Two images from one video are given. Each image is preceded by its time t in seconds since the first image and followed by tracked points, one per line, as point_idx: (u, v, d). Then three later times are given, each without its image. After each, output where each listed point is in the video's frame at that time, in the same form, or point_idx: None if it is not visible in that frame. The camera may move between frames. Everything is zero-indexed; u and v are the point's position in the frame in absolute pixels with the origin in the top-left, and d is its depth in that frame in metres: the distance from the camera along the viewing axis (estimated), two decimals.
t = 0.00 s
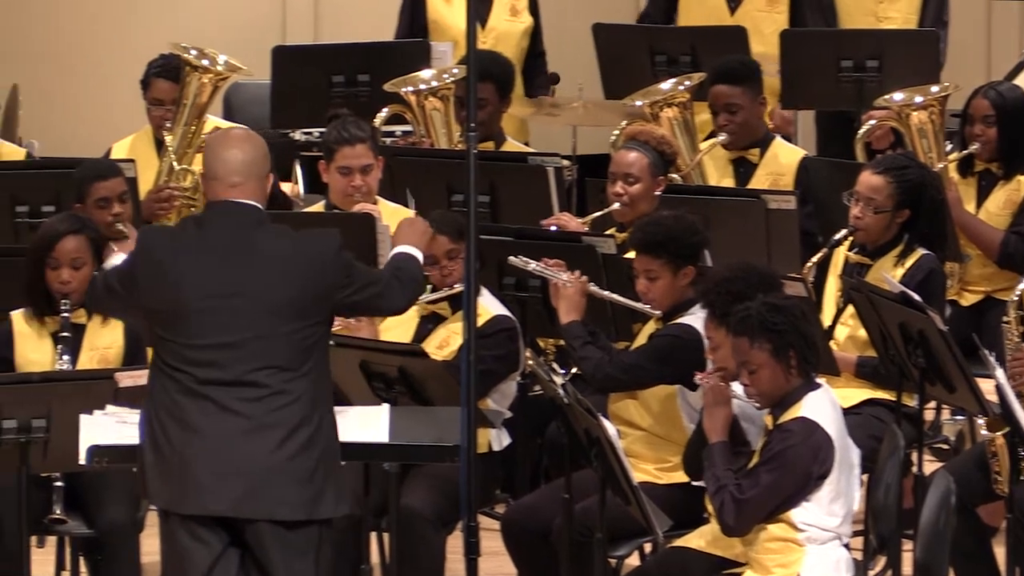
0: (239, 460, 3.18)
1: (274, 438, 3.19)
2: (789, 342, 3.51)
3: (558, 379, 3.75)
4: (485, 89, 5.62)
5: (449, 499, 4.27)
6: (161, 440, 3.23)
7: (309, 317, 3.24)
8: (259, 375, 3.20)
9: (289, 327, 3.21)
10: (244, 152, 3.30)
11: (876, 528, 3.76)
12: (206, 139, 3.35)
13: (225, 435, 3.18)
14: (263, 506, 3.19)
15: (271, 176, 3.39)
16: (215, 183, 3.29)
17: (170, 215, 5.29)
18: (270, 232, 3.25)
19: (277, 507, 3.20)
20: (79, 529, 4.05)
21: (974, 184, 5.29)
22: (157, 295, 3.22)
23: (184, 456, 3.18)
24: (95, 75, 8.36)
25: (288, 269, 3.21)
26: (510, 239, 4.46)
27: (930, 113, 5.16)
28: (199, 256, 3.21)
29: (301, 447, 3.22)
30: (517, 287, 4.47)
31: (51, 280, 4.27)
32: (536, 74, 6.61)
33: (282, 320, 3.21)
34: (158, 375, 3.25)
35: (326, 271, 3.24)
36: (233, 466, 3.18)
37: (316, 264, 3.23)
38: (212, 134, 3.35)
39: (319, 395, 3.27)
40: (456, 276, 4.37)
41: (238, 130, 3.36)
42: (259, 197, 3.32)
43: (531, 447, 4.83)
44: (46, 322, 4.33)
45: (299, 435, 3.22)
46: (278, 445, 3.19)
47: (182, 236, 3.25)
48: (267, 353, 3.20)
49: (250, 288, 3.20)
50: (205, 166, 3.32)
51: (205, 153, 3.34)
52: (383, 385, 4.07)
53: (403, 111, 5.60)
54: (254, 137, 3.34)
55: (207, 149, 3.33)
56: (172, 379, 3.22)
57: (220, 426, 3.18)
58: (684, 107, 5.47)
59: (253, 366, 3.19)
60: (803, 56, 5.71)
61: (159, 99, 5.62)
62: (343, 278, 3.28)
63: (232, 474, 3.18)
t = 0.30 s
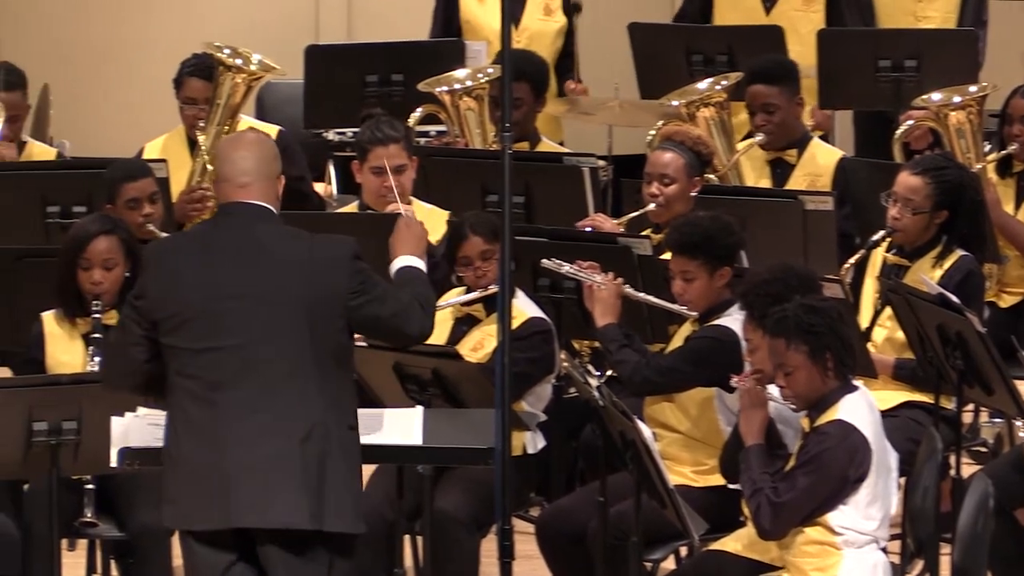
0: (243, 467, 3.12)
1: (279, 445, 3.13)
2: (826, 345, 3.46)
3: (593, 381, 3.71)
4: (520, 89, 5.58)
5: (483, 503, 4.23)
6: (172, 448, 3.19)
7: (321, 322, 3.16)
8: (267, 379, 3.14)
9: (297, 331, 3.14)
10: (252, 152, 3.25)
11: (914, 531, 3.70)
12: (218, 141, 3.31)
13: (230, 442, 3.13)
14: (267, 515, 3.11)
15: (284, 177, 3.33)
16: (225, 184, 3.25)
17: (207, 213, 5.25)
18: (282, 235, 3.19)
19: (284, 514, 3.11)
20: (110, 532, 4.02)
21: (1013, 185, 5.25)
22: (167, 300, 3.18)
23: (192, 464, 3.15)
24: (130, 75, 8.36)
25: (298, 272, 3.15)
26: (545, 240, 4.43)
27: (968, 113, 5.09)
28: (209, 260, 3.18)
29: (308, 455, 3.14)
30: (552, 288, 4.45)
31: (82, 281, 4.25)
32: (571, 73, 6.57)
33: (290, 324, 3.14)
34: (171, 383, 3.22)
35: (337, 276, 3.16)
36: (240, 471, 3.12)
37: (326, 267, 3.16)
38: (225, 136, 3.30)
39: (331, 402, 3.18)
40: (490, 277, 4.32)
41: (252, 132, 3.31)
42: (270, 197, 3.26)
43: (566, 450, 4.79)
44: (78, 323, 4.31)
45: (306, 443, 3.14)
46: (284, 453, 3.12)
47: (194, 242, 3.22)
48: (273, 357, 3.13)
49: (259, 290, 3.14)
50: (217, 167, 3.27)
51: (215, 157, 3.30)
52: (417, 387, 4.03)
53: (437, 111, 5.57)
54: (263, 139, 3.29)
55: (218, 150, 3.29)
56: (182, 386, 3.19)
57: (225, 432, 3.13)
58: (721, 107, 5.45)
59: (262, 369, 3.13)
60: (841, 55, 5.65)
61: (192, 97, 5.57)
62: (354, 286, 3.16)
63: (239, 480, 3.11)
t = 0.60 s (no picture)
0: (281, 473, 3.09)
1: (315, 449, 3.09)
2: (861, 346, 3.40)
3: (627, 383, 3.67)
4: (554, 88, 5.54)
5: (516, 505, 4.20)
6: (207, 454, 3.16)
7: (354, 322, 3.12)
8: (300, 382, 3.10)
9: (330, 333, 3.11)
10: (276, 152, 3.21)
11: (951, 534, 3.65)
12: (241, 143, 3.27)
13: (266, 448, 3.09)
14: (306, 519, 3.08)
15: (309, 178, 3.29)
16: (248, 184, 3.20)
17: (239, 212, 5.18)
18: (311, 235, 3.15)
19: (326, 518, 3.09)
20: (140, 535, 4.00)
21: None
22: (197, 305, 3.14)
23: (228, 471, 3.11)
24: (163, 75, 8.36)
25: (330, 273, 3.11)
26: (579, 240, 4.39)
27: (1005, 113, 5.02)
28: (237, 263, 3.14)
29: (345, 458, 3.11)
30: (586, 289, 4.40)
31: (113, 281, 4.23)
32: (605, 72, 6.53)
33: (323, 326, 3.10)
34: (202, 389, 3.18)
35: (370, 276, 3.12)
36: (278, 476, 3.08)
37: (357, 266, 3.12)
38: (248, 138, 3.26)
39: (366, 402, 3.15)
40: (523, 278, 4.29)
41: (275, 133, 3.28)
42: (296, 197, 3.22)
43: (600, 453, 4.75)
44: (107, 325, 4.30)
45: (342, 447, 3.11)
46: (320, 457, 3.09)
47: (221, 244, 3.17)
48: (306, 360, 3.10)
49: (289, 292, 3.10)
50: (240, 168, 3.23)
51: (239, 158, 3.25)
52: (450, 389, 4.00)
53: (470, 110, 5.54)
54: (286, 138, 3.25)
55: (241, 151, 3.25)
56: (213, 392, 3.15)
57: (260, 438, 3.10)
58: (756, 107, 5.40)
59: (295, 373, 3.10)
60: (878, 55, 5.59)
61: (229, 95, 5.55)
62: (386, 284, 3.13)
63: (278, 485, 3.09)
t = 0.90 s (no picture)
0: (320, 478, 3.06)
1: (355, 454, 3.07)
2: (896, 348, 3.35)
3: (661, 385, 3.64)
4: (587, 88, 5.53)
5: (549, 508, 4.17)
6: (247, 458, 3.12)
7: (395, 327, 3.10)
8: (340, 386, 3.07)
9: (371, 338, 3.08)
10: (317, 153, 3.17)
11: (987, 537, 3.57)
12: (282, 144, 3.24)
13: (306, 453, 3.06)
14: (345, 525, 3.06)
15: (350, 180, 3.25)
16: (289, 186, 3.17)
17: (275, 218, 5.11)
18: (352, 238, 3.12)
19: (365, 524, 3.06)
20: (169, 538, 3.99)
21: None
22: (238, 308, 3.10)
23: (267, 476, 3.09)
24: (195, 74, 8.34)
25: (371, 277, 3.09)
26: (613, 240, 4.35)
27: None
28: (279, 265, 3.10)
29: (384, 463, 3.09)
30: (620, 290, 4.39)
31: (142, 282, 4.22)
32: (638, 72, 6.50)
33: (364, 331, 3.08)
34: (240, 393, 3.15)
35: (412, 281, 3.10)
36: (319, 482, 3.06)
37: (400, 270, 3.10)
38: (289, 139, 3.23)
39: (407, 408, 3.13)
40: (557, 279, 4.26)
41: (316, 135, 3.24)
42: (338, 199, 3.18)
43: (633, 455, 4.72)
44: (137, 325, 4.28)
45: (382, 452, 3.09)
46: (359, 462, 3.07)
47: (261, 246, 3.14)
48: (347, 365, 3.07)
49: (331, 295, 3.07)
50: (281, 170, 3.20)
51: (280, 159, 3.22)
52: (482, 391, 3.96)
53: (503, 109, 5.51)
54: (327, 139, 3.21)
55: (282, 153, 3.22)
56: (252, 395, 3.12)
57: (300, 443, 3.06)
58: (792, 106, 5.35)
59: (337, 377, 3.07)
60: (914, 54, 5.53)
61: (274, 97, 5.49)
62: (429, 290, 3.11)
63: (319, 491, 3.06)
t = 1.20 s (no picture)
0: (364, 482, 3.03)
1: (399, 458, 3.03)
2: (931, 349, 3.30)
3: (694, 387, 3.60)
4: (620, 88, 5.49)
5: (582, 510, 4.14)
6: (291, 460, 3.10)
7: (441, 332, 3.07)
8: (384, 390, 3.03)
9: (416, 342, 3.04)
10: (367, 155, 3.16)
11: None
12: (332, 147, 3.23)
13: (349, 457, 3.03)
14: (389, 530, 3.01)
15: (400, 184, 3.24)
16: (339, 187, 3.15)
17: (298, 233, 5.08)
18: (400, 241, 3.09)
19: (408, 530, 3.02)
20: (198, 540, 3.96)
21: None
22: (284, 308, 3.08)
23: (311, 478, 3.06)
24: (224, 72, 8.25)
25: (418, 281, 3.05)
26: (646, 241, 4.33)
27: None
28: (327, 266, 3.08)
29: (429, 468, 3.05)
30: (653, 291, 4.35)
31: (171, 284, 4.21)
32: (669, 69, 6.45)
33: (409, 335, 3.04)
34: (286, 395, 3.13)
35: (462, 286, 3.07)
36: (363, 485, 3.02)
37: (449, 273, 3.07)
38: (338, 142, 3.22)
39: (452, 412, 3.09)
40: (589, 280, 4.23)
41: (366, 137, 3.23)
42: (388, 202, 3.17)
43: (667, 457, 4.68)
44: (165, 326, 4.26)
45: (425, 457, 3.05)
46: (403, 467, 3.03)
47: (309, 247, 3.11)
48: (392, 368, 3.03)
49: (377, 298, 3.04)
50: (331, 172, 3.18)
51: (330, 161, 3.21)
52: (514, 393, 3.91)
53: (535, 109, 5.48)
54: (377, 140, 3.20)
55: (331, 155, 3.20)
56: (298, 397, 3.09)
57: (344, 447, 3.03)
58: (825, 106, 5.31)
59: (383, 379, 3.03)
60: (950, 53, 5.47)
61: (313, 100, 5.35)
62: (478, 295, 3.09)
63: (363, 494, 3.02)
